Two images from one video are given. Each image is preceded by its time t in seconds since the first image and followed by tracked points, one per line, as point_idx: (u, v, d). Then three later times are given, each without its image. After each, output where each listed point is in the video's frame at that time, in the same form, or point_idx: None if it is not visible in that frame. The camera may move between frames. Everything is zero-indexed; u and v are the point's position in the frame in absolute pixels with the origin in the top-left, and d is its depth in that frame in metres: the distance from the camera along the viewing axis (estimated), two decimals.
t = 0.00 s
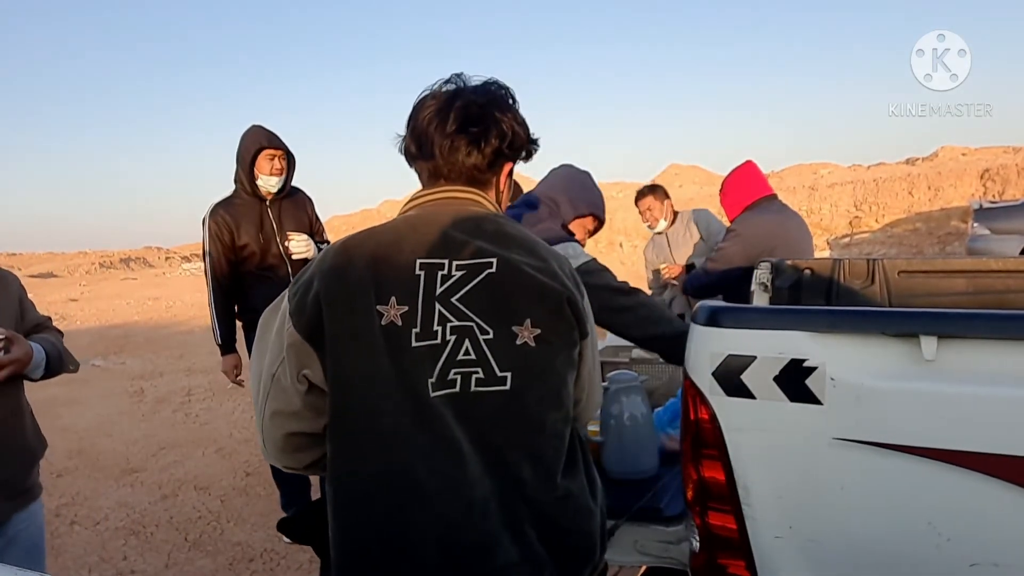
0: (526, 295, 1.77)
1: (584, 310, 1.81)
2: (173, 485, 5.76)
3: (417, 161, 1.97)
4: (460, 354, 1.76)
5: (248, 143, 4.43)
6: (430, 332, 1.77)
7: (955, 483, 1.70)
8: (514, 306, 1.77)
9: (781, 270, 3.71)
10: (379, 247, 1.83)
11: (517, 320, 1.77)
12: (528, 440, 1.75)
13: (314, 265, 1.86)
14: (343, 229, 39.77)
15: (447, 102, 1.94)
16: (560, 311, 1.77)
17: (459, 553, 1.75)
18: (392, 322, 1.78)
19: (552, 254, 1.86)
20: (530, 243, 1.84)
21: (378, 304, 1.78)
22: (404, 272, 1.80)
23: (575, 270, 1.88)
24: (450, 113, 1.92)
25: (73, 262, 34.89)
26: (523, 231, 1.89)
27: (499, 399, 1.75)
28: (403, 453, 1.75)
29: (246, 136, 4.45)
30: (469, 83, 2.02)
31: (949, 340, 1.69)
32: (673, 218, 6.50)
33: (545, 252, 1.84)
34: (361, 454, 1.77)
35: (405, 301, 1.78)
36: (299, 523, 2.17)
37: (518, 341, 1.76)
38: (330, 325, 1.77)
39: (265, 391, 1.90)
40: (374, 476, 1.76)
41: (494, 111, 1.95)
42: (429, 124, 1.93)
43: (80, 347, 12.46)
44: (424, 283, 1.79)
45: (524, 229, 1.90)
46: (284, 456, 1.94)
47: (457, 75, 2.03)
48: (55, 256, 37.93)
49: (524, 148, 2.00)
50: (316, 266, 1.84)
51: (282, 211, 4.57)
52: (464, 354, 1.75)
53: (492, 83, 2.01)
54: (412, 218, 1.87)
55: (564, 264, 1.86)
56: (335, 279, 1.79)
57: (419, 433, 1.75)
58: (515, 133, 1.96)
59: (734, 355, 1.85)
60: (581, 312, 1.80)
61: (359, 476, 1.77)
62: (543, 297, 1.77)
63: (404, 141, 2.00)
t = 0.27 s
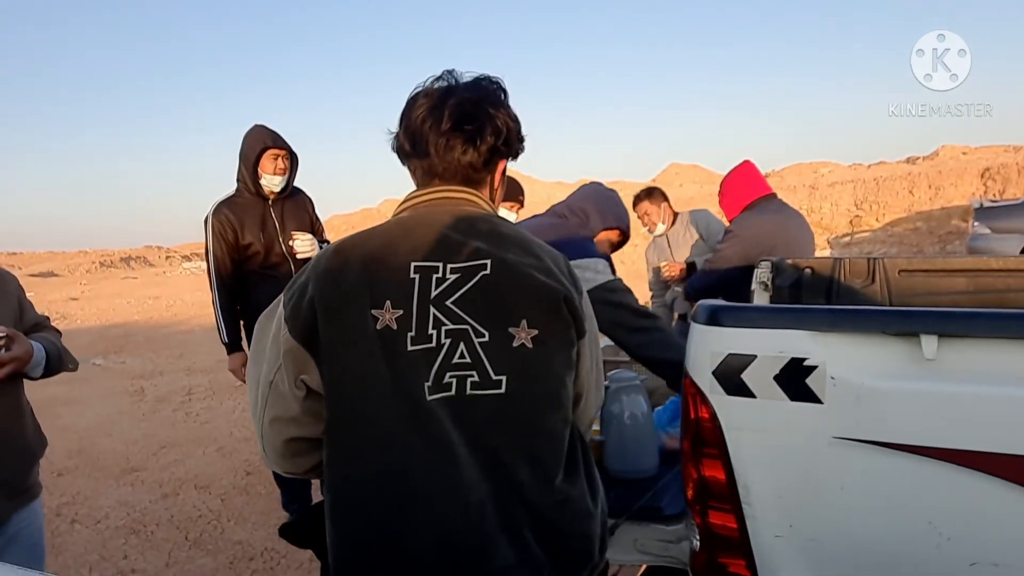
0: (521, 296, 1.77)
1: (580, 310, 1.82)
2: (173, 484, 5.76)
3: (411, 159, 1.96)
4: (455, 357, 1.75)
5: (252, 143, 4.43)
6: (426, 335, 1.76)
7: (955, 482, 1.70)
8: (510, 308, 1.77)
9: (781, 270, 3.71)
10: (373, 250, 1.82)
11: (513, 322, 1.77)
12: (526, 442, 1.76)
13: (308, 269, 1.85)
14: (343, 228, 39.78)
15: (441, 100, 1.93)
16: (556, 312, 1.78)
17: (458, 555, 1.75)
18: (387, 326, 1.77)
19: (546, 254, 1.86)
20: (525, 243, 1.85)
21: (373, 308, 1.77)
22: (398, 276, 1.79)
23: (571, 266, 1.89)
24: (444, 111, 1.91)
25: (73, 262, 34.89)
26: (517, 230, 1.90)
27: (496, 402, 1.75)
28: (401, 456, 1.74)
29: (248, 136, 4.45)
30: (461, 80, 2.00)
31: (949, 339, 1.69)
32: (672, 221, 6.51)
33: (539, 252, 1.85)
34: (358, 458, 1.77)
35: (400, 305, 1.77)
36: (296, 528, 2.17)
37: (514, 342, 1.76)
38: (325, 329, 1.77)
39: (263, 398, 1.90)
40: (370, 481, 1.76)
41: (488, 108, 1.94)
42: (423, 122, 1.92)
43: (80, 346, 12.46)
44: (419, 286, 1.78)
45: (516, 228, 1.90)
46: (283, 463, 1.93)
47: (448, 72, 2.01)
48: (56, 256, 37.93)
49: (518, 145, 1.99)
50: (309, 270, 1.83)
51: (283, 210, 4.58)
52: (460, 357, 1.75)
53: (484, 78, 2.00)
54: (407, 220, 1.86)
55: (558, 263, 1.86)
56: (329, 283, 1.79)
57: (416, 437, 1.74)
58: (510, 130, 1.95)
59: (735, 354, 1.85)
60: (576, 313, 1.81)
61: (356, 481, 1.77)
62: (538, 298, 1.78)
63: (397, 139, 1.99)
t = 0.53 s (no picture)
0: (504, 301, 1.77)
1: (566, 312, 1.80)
2: (173, 485, 5.76)
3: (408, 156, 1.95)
4: (439, 363, 1.76)
5: (253, 143, 4.45)
6: (409, 342, 1.77)
7: (955, 482, 1.70)
8: (492, 313, 1.77)
9: (781, 270, 3.71)
10: (359, 257, 1.84)
11: (495, 326, 1.77)
12: (510, 448, 1.76)
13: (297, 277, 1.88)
14: (343, 228, 39.79)
15: (439, 96, 1.93)
16: (539, 316, 1.77)
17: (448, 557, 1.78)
18: (371, 333, 1.78)
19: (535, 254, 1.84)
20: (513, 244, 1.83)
21: (358, 315, 1.79)
22: (382, 282, 1.81)
23: (566, 262, 1.88)
24: (443, 108, 1.91)
25: (72, 262, 34.88)
26: (506, 228, 1.89)
27: (478, 407, 1.75)
28: (385, 464, 1.77)
29: (249, 136, 4.47)
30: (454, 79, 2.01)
31: (949, 340, 1.69)
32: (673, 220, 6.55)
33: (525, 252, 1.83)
34: (345, 464, 1.80)
35: (383, 313, 1.79)
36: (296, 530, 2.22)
37: (497, 348, 1.76)
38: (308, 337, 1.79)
39: (260, 406, 1.92)
40: (357, 485, 1.80)
41: (485, 106, 1.95)
42: (422, 117, 1.91)
43: (80, 347, 12.47)
44: (403, 292, 1.79)
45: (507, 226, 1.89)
46: (285, 468, 1.97)
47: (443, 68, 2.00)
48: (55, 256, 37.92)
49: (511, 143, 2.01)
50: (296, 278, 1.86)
51: (284, 211, 4.57)
52: (443, 363, 1.76)
53: (478, 76, 2.00)
54: (394, 226, 1.88)
55: (548, 262, 1.84)
56: (313, 292, 1.81)
57: (399, 445, 1.76)
58: (506, 129, 1.97)
59: (735, 355, 1.85)
60: (562, 316, 1.79)
61: (344, 486, 1.81)
62: (521, 302, 1.77)
63: (392, 134, 1.97)
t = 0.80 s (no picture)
0: (482, 303, 1.78)
1: (545, 309, 1.79)
2: (173, 485, 5.76)
3: (394, 154, 1.96)
4: (421, 371, 1.78)
5: (255, 142, 4.43)
6: (390, 351, 1.79)
7: (955, 482, 1.70)
8: (470, 317, 1.78)
9: (781, 270, 3.72)
10: (342, 270, 1.87)
11: (472, 331, 1.78)
12: (498, 451, 1.76)
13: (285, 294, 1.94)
14: (343, 228, 39.79)
15: (424, 95, 1.95)
16: (517, 317, 1.77)
17: (446, 562, 1.81)
18: (352, 345, 1.82)
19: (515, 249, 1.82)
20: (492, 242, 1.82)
21: (338, 328, 1.83)
22: (361, 295, 1.84)
23: (553, 247, 1.87)
24: (429, 106, 1.93)
25: (72, 262, 34.87)
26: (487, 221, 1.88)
27: (463, 412, 1.76)
28: (376, 473, 1.80)
29: (251, 135, 4.45)
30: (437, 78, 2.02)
31: (949, 339, 1.69)
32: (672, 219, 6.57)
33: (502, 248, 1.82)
34: (340, 475, 1.85)
35: (363, 324, 1.82)
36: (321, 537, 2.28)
37: (476, 352, 1.77)
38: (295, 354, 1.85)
39: (267, 417, 2.03)
40: (354, 495, 1.84)
41: (470, 103, 1.97)
42: (408, 116, 1.92)
43: (80, 347, 12.47)
44: (381, 302, 1.82)
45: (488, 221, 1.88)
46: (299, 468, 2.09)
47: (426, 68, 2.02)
48: (55, 256, 37.91)
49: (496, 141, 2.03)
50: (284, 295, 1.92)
51: (285, 211, 4.57)
52: (426, 370, 1.77)
53: (460, 75, 2.03)
54: (376, 235, 1.89)
55: (529, 255, 1.82)
56: (295, 311, 1.87)
57: (386, 454, 1.79)
58: (491, 125, 1.99)
59: (735, 355, 1.85)
60: (543, 314, 1.79)
61: (341, 497, 1.85)
62: (497, 304, 1.77)
63: (377, 134, 1.98)
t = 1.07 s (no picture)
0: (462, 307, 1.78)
1: (526, 307, 1.77)
2: (173, 485, 5.76)
3: (380, 158, 1.99)
4: (407, 377, 1.79)
5: (258, 142, 4.43)
6: (376, 360, 1.83)
7: (954, 482, 1.70)
8: (451, 320, 1.79)
9: (781, 270, 3.73)
10: (331, 283, 1.93)
11: (454, 334, 1.78)
12: (488, 452, 1.76)
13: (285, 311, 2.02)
14: (342, 229, 39.79)
15: (409, 98, 1.98)
16: (498, 318, 1.77)
17: (444, 563, 1.82)
18: (339, 355, 1.87)
19: (496, 246, 1.81)
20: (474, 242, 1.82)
21: (326, 339, 1.89)
22: (346, 307, 1.89)
23: (538, 231, 1.84)
24: (414, 108, 1.96)
25: (72, 262, 34.87)
26: (471, 219, 1.87)
27: (451, 415, 1.77)
28: (370, 478, 1.84)
29: (253, 136, 4.45)
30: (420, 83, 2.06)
31: (949, 340, 1.69)
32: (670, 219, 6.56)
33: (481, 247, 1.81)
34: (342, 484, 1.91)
35: (348, 335, 1.87)
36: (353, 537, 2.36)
37: (459, 355, 1.77)
38: (292, 365, 1.94)
39: (284, 428, 2.18)
40: (354, 502, 1.88)
41: (454, 105, 2.01)
42: (395, 119, 1.95)
43: (80, 347, 12.46)
44: (364, 311, 1.85)
45: (470, 219, 1.87)
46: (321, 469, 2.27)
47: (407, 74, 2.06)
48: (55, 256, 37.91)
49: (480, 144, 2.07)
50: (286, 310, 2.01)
51: (285, 211, 4.58)
52: (412, 376, 1.79)
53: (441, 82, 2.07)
54: (364, 243, 1.92)
55: (511, 249, 1.79)
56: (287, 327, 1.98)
57: (377, 459, 1.82)
58: (475, 126, 2.03)
59: (734, 355, 1.85)
60: (527, 312, 1.78)
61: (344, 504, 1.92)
62: (476, 306, 1.77)
63: (363, 138, 2.00)
